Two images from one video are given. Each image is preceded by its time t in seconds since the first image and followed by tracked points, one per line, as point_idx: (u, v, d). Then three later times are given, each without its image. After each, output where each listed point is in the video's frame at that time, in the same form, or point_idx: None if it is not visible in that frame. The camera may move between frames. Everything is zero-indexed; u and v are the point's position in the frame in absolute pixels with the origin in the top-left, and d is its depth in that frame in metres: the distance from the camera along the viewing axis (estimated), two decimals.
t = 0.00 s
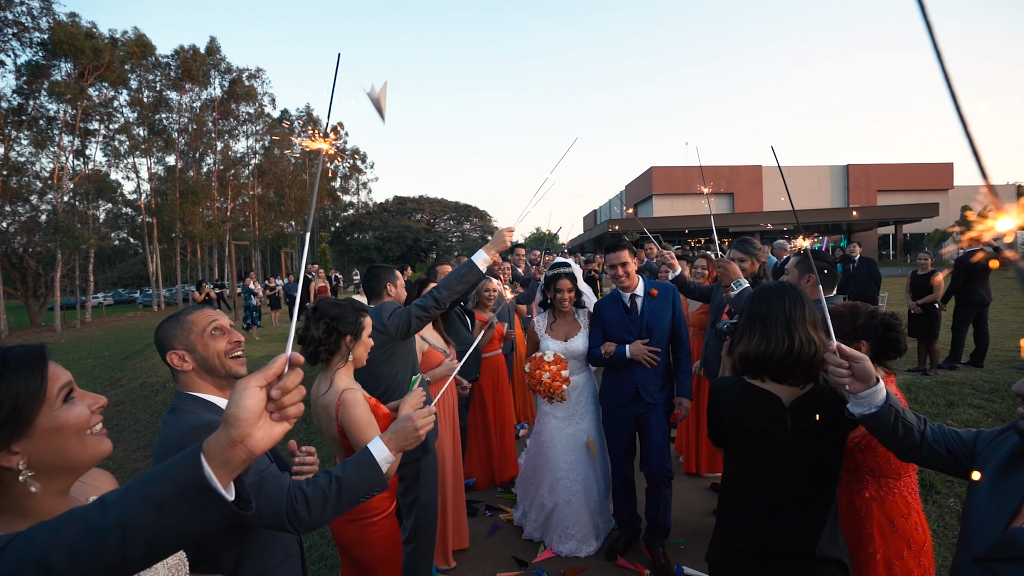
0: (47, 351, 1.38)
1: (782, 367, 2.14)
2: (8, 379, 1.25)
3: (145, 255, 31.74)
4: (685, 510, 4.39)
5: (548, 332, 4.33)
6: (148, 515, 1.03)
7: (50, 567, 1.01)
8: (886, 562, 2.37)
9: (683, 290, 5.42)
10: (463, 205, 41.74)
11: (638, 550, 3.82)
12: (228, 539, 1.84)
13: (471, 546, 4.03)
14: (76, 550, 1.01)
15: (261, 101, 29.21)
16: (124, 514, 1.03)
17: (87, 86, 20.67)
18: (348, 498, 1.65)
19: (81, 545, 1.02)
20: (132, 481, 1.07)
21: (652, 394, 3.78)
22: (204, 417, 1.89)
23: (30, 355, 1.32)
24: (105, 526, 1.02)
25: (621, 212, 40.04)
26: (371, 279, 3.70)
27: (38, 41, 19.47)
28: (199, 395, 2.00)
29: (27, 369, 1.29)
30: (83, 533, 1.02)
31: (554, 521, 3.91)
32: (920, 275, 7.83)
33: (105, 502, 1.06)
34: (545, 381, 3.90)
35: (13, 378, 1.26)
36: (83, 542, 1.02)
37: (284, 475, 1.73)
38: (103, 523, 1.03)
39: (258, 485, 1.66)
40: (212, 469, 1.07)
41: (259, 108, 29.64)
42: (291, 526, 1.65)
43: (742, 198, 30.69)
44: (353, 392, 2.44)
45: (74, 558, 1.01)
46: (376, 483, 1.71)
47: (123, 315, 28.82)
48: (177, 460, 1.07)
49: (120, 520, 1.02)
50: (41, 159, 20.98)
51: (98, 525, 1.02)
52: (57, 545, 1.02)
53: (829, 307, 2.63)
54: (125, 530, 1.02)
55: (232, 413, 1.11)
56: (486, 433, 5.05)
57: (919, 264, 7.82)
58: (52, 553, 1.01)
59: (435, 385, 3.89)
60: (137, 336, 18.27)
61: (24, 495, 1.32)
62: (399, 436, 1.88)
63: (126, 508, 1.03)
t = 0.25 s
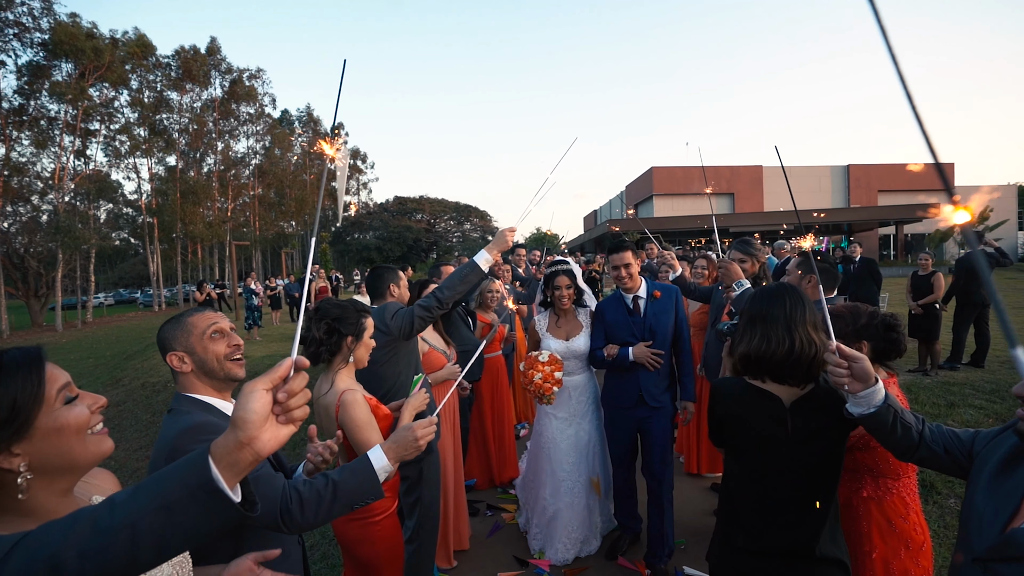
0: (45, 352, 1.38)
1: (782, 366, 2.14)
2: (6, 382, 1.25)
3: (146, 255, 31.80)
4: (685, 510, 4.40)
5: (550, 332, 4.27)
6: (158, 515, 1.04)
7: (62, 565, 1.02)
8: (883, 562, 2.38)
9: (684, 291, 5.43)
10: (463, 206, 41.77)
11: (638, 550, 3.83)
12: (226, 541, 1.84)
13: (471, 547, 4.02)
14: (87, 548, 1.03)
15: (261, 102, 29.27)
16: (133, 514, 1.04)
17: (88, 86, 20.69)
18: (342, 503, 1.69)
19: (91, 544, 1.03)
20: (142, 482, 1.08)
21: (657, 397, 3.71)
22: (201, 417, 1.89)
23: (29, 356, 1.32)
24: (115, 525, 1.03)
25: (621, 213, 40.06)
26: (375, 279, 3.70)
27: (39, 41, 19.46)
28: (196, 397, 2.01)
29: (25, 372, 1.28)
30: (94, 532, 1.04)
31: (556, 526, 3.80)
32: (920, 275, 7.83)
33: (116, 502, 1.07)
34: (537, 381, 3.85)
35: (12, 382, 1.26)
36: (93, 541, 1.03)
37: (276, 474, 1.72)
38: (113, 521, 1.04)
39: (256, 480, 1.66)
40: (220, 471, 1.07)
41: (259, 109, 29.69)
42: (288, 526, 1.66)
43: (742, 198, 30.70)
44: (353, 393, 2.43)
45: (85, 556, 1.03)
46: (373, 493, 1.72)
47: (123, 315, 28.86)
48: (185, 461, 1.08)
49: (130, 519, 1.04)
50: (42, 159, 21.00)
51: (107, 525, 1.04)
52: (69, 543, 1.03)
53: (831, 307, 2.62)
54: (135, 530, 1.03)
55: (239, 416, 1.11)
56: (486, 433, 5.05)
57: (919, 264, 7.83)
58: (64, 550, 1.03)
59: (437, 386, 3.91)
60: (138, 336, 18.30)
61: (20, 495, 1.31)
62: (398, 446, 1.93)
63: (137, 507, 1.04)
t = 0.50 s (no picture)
0: (53, 354, 1.36)
1: (790, 368, 2.14)
2: (12, 386, 1.24)
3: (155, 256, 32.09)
4: (693, 511, 4.39)
5: (556, 333, 4.20)
6: (175, 514, 1.05)
7: (80, 563, 1.02)
8: (889, 563, 2.37)
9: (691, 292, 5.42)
10: (469, 206, 41.86)
11: (644, 551, 3.82)
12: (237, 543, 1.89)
13: (477, 547, 4.03)
14: (106, 545, 1.03)
15: (269, 103, 29.44)
16: (152, 514, 1.05)
17: (99, 89, 20.85)
18: (342, 507, 1.75)
19: (110, 542, 1.03)
20: (161, 480, 1.09)
21: (666, 401, 3.64)
22: (205, 420, 1.92)
23: (37, 359, 1.31)
24: (133, 523, 1.04)
25: (627, 212, 40.04)
26: (383, 279, 3.71)
27: (50, 45, 19.58)
28: (202, 400, 2.04)
29: (33, 374, 1.28)
30: (113, 531, 1.04)
31: (564, 530, 3.69)
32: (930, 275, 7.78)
33: (134, 500, 1.08)
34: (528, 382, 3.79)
35: (18, 385, 1.25)
36: (112, 538, 1.03)
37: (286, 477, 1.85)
38: (131, 520, 1.05)
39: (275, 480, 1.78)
40: (237, 472, 1.09)
41: (266, 110, 29.85)
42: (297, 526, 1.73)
43: (749, 198, 30.60)
44: (361, 394, 2.45)
45: (105, 554, 1.02)
46: (372, 502, 1.77)
47: (132, 315, 29.13)
48: (203, 461, 1.10)
49: (148, 519, 1.05)
50: (53, 161, 21.18)
51: (126, 522, 1.04)
52: (87, 541, 1.03)
53: (838, 310, 2.61)
54: (154, 528, 1.05)
55: (254, 418, 1.12)
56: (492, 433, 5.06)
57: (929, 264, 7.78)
58: (82, 549, 1.02)
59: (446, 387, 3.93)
60: (147, 335, 18.49)
61: (20, 499, 1.30)
62: (402, 458, 1.92)
63: (155, 506, 1.06)
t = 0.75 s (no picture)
0: (63, 356, 1.38)
1: (795, 367, 2.14)
2: (21, 387, 1.25)
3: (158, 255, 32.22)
4: (696, 511, 4.39)
5: (559, 334, 4.16)
6: (191, 509, 1.06)
7: (98, 558, 1.02)
8: (889, 561, 2.37)
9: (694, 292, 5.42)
10: (471, 205, 41.88)
11: (647, 551, 3.82)
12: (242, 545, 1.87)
13: (481, 546, 4.04)
14: (125, 539, 1.04)
15: (272, 103, 29.51)
16: (169, 508, 1.06)
17: (103, 89, 20.93)
18: (336, 514, 1.78)
19: (129, 535, 1.04)
20: (176, 477, 1.10)
21: (672, 404, 3.61)
22: (206, 421, 1.93)
23: (47, 360, 1.32)
24: (150, 518, 1.05)
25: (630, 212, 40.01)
26: (388, 280, 3.72)
27: (55, 45, 19.64)
28: (207, 400, 2.04)
29: (42, 375, 1.29)
30: (131, 525, 1.05)
31: (568, 535, 3.68)
32: (934, 275, 7.76)
33: (150, 496, 1.08)
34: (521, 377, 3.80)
35: (25, 386, 1.26)
36: (130, 532, 1.04)
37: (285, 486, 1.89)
38: (148, 515, 1.05)
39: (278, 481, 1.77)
40: (250, 468, 1.10)
41: (269, 110, 29.91)
42: (300, 529, 1.75)
43: (752, 197, 30.53)
44: (365, 393, 2.45)
45: (123, 548, 1.03)
46: (365, 512, 1.81)
47: (136, 314, 29.26)
48: (217, 458, 1.10)
49: (165, 513, 1.06)
50: (58, 162, 21.27)
51: (143, 518, 1.05)
52: (106, 535, 1.04)
53: (841, 310, 2.60)
54: (170, 522, 1.06)
55: (269, 416, 1.11)
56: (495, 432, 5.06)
57: (933, 264, 7.75)
58: (101, 542, 1.03)
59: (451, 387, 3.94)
60: (152, 335, 18.57)
61: (23, 500, 1.30)
62: (398, 469, 1.98)
63: (172, 501, 1.06)
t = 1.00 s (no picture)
0: (90, 360, 1.40)
1: (802, 366, 2.14)
2: (48, 386, 1.26)
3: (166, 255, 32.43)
4: (703, 510, 4.39)
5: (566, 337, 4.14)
6: (212, 502, 1.08)
7: (122, 550, 1.03)
8: (893, 560, 2.37)
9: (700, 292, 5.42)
10: (477, 205, 41.92)
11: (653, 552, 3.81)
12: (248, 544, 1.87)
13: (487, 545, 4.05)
14: (147, 531, 1.04)
15: (278, 104, 29.65)
16: (191, 500, 1.07)
17: (112, 91, 21.08)
18: (338, 522, 1.76)
19: (151, 527, 1.05)
20: (197, 471, 1.12)
21: (682, 406, 3.57)
22: (216, 422, 1.94)
23: (74, 364, 1.34)
24: (172, 510, 1.06)
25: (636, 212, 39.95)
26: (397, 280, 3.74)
27: (65, 47, 19.78)
28: (220, 399, 2.06)
29: (69, 377, 1.30)
30: (153, 517, 1.06)
31: (572, 538, 3.67)
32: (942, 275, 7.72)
33: (173, 490, 1.09)
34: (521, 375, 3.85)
35: (53, 385, 1.26)
36: (152, 524, 1.05)
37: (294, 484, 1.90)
38: (170, 507, 1.07)
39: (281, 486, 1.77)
40: (270, 462, 1.12)
41: (276, 111, 30.06)
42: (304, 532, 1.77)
43: (759, 197, 30.42)
44: (374, 391, 2.46)
45: (146, 540, 1.04)
46: (368, 519, 1.80)
47: (145, 314, 29.48)
48: (238, 452, 1.12)
49: (187, 505, 1.07)
50: (67, 163, 21.44)
51: (166, 510, 1.06)
52: (128, 527, 1.05)
53: (847, 310, 2.58)
54: (192, 514, 1.07)
55: (288, 411, 1.16)
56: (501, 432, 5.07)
57: (941, 264, 7.71)
58: (125, 535, 1.03)
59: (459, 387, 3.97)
60: (160, 334, 18.71)
61: (32, 502, 1.27)
62: (401, 477, 1.98)
63: (194, 493, 1.08)
